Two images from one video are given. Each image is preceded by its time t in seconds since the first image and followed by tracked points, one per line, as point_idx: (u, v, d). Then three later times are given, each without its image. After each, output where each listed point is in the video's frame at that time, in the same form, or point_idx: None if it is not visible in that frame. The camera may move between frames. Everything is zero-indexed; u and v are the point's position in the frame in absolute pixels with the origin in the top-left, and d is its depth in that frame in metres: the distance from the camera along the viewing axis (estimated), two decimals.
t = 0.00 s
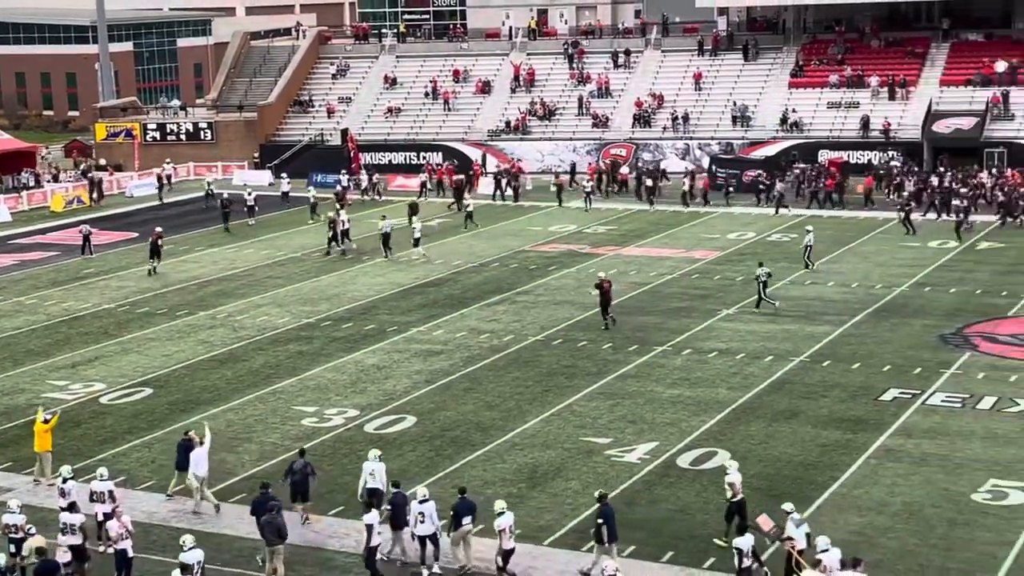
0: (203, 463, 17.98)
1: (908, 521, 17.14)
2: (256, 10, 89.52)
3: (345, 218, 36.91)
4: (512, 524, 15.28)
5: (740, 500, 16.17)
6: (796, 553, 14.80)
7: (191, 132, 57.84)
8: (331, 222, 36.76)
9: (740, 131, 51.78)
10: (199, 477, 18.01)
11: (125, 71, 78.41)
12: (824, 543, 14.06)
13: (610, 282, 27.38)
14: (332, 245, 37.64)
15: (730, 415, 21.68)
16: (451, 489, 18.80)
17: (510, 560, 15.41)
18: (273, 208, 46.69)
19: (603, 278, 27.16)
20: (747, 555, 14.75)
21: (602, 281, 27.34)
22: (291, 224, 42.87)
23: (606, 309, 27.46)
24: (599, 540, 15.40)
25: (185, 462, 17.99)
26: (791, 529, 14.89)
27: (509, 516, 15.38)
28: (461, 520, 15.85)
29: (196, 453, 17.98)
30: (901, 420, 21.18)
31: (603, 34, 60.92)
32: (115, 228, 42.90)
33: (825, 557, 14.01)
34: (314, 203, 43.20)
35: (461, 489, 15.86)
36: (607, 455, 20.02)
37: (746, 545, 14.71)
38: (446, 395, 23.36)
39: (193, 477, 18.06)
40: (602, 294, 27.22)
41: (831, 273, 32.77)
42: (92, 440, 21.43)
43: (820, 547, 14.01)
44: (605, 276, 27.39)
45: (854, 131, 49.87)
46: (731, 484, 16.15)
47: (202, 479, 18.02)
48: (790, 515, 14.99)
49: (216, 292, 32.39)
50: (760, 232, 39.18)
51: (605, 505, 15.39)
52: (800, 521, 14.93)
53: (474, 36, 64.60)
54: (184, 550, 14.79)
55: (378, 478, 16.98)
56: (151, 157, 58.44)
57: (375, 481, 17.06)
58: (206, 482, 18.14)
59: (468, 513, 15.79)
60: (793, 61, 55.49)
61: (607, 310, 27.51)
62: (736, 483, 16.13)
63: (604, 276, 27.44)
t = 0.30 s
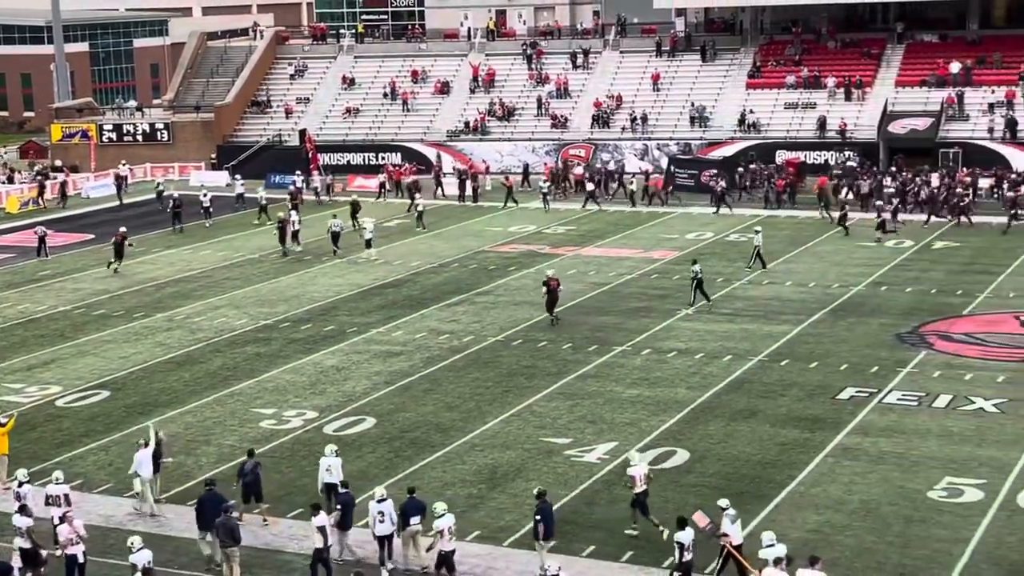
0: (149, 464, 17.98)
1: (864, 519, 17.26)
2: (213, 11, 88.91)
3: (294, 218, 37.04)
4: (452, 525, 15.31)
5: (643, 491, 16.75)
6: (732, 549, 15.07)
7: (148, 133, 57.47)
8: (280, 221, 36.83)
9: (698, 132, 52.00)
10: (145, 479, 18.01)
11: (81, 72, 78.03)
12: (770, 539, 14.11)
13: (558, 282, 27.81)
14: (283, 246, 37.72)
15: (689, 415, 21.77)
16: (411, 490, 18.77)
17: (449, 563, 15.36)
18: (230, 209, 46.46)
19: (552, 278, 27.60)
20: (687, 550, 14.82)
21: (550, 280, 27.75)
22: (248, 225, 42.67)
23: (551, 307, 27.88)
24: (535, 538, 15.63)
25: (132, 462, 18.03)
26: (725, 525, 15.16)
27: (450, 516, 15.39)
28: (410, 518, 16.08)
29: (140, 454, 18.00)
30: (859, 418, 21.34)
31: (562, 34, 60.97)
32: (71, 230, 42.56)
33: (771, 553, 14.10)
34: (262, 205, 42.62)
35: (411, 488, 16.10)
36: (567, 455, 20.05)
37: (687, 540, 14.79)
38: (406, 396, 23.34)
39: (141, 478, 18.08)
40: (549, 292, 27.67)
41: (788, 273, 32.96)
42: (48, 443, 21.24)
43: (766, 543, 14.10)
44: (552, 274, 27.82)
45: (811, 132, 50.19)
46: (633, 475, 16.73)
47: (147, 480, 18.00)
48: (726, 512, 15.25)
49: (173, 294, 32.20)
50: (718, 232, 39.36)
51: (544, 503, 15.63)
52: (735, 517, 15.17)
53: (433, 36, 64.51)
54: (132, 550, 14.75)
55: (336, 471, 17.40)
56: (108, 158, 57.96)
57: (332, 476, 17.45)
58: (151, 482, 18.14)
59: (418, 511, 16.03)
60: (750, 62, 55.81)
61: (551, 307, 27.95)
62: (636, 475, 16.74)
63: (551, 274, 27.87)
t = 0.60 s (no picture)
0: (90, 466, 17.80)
1: (822, 517, 17.37)
2: (170, 11, 88.27)
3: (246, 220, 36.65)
4: (391, 524, 15.51)
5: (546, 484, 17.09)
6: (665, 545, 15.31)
7: (104, 133, 57.02)
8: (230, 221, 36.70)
9: (656, 132, 52.19)
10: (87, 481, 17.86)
11: (37, 72, 76.77)
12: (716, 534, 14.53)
13: (505, 277, 27.79)
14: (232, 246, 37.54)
15: (649, 414, 21.84)
16: (370, 492, 18.71)
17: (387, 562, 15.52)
18: (186, 210, 46.16)
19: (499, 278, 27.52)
20: (627, 549, 14.79)
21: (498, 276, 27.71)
22: (205, 226, 42.40)
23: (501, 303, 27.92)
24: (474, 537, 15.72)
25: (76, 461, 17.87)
26: (658, 521, 15.48)
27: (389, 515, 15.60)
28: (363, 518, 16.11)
29: (84, 455, 17.80)
30: (816, 417, 21.47)
31: (521, 35, 60.98)
32: (26, 232, 42.12)
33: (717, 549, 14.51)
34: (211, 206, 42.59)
35: (363, 488, 16.21)
36: (526, 455, 20.06)
37: (625, 539, 14.80)
38: (365, 397, 23.27)
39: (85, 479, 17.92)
40: (499, 288, 27.69)
41: (746, 273, 33.12)
42: (3, 447, 21.01)
43: (713, 538, 14.50)
44: (501, 272, 27.85)
45: (768, 132, 50.48)
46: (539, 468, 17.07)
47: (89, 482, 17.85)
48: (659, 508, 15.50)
49: (130, 295, 31.95)
50: (677, 232, 39.48)
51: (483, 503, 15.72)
52: (668, 513, 15.50)
53: (391, 36, 64.37)
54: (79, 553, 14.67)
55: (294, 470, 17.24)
56: (64, 159, 57.38)
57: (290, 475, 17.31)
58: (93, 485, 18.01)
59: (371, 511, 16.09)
60: (708, 62, 56.05)
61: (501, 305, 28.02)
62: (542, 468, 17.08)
63: (500, 273, 27.84)
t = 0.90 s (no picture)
0: (30, 468, 17.69)
1: (779, 515, 17.46)
2: (124, 10, 87.62)
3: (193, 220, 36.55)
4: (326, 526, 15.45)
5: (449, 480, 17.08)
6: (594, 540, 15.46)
7: (58, 134, 56.42)
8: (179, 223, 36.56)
9: (613, 132, 52.33)
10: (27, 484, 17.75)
11: None
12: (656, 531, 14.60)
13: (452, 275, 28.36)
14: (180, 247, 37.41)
15: (607, 414, 21.87)
16: (329, 493, 18.64)
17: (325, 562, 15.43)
18: (140, 210, 45.82)
19: (445, 271, 28.19)
20: (562, 544, 15.05)
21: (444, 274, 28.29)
22: (160, 227, 42.09)
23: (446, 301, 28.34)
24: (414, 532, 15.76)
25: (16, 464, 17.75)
26: (586, 518, 15.50)
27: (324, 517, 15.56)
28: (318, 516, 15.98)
29: (23, 458, 17.66)
30: (773, 415, 21.60)
31: (478, 34, 60.94)
32: None
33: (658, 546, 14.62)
34: (155, 207, 42.59)
35: (321, 485, 16.20)
36: (485, 455, 20.05)
37: (560, 535, 15.07)
38: (323, 398, 23.18)
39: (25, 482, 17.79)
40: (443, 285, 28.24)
41: (703, 272, 33.26)
42: None
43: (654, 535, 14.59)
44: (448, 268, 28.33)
45: (725, 132, 50.74)
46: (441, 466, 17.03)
47: (29, 484, 17.75)
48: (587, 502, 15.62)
49: (85, 297, 31.67)
50: (634, 232, 39.55)
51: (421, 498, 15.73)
52: (597, 508, 15.54)
53: (348, 36, 64.15)
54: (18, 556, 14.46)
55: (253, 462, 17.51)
56: (17, 159, 56.70)
57: (248, 467, 17.58)
58: (35, 486, 17.91)
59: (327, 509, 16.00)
60: (665, 62, 56.26)
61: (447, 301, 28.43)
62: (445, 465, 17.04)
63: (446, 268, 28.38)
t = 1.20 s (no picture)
0: None
1: (745, 512, 17.53)
2: (87, 9, 86.83)
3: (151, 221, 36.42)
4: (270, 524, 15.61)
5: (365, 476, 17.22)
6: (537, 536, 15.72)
7: (22, 134, 55.79)
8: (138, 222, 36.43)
9: (580, 132, 52.40)
10: None
11: None
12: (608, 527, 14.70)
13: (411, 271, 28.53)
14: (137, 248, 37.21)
15: (575, 413, 21.90)
16: (296, 493, 18.58)
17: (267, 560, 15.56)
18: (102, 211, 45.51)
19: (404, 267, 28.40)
20: (511, 541, 15.09)
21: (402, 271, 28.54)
22: (124, 228, 41.83)
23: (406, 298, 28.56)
24: (363, 531, 15.85)
25: None
26: (528, 514, 15.80)
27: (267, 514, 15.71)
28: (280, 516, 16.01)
29: None
30: (740, 413, 21.69)
31: (444, 34, 60.84)
32: None
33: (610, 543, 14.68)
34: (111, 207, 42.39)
35: (282, 486, 16.11)
36: (452, 455, 20.03)
37: (508, 531, 15.08)
38: (290, 398, 23.10)
39: None
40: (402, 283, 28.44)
41: (669, 271, 33.35)
42: None
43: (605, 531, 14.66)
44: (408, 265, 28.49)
45: (691, 131, 50.93)
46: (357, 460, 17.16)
47: None
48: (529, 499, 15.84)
49: (48, 298, 31.42)
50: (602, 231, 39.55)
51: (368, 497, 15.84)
52: (538, 504, 15.80)
53: (314, 35, 63.86)
54: None
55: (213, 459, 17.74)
56: None
57: (210, 464, 17.85)
58: None
59: (288, 510, 15.97)
60: (631, 62, 56.37)
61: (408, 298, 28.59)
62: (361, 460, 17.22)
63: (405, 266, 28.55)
